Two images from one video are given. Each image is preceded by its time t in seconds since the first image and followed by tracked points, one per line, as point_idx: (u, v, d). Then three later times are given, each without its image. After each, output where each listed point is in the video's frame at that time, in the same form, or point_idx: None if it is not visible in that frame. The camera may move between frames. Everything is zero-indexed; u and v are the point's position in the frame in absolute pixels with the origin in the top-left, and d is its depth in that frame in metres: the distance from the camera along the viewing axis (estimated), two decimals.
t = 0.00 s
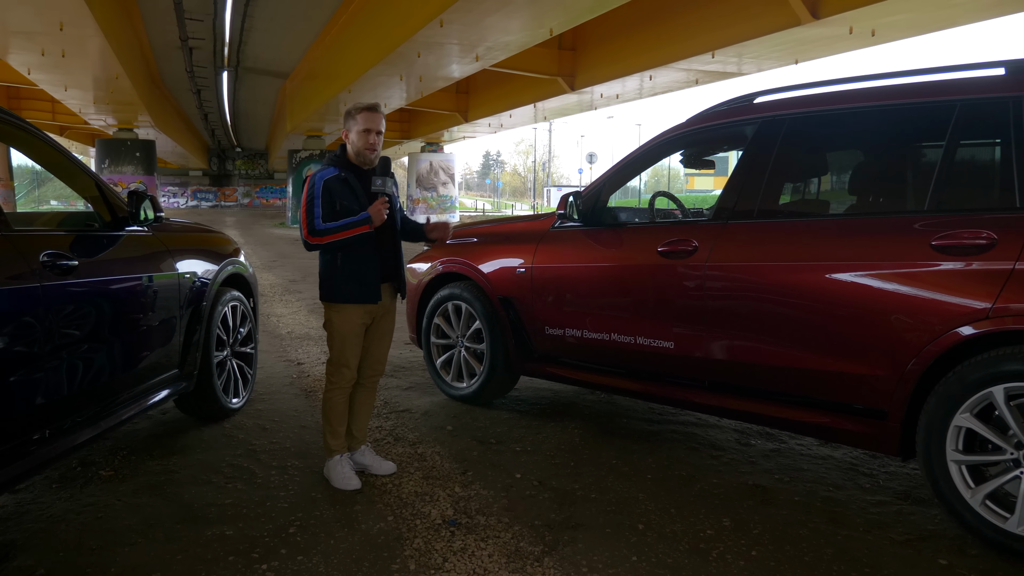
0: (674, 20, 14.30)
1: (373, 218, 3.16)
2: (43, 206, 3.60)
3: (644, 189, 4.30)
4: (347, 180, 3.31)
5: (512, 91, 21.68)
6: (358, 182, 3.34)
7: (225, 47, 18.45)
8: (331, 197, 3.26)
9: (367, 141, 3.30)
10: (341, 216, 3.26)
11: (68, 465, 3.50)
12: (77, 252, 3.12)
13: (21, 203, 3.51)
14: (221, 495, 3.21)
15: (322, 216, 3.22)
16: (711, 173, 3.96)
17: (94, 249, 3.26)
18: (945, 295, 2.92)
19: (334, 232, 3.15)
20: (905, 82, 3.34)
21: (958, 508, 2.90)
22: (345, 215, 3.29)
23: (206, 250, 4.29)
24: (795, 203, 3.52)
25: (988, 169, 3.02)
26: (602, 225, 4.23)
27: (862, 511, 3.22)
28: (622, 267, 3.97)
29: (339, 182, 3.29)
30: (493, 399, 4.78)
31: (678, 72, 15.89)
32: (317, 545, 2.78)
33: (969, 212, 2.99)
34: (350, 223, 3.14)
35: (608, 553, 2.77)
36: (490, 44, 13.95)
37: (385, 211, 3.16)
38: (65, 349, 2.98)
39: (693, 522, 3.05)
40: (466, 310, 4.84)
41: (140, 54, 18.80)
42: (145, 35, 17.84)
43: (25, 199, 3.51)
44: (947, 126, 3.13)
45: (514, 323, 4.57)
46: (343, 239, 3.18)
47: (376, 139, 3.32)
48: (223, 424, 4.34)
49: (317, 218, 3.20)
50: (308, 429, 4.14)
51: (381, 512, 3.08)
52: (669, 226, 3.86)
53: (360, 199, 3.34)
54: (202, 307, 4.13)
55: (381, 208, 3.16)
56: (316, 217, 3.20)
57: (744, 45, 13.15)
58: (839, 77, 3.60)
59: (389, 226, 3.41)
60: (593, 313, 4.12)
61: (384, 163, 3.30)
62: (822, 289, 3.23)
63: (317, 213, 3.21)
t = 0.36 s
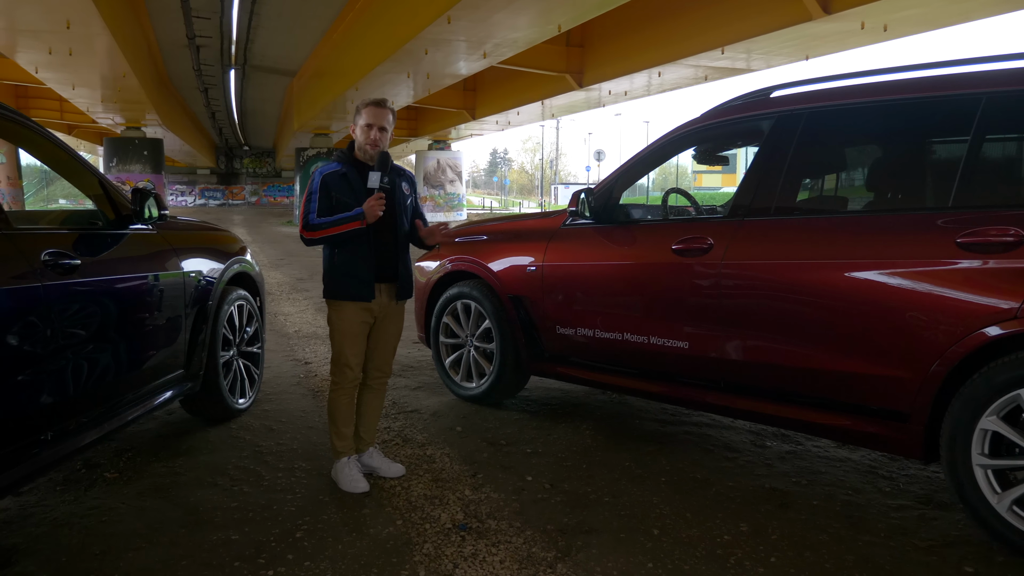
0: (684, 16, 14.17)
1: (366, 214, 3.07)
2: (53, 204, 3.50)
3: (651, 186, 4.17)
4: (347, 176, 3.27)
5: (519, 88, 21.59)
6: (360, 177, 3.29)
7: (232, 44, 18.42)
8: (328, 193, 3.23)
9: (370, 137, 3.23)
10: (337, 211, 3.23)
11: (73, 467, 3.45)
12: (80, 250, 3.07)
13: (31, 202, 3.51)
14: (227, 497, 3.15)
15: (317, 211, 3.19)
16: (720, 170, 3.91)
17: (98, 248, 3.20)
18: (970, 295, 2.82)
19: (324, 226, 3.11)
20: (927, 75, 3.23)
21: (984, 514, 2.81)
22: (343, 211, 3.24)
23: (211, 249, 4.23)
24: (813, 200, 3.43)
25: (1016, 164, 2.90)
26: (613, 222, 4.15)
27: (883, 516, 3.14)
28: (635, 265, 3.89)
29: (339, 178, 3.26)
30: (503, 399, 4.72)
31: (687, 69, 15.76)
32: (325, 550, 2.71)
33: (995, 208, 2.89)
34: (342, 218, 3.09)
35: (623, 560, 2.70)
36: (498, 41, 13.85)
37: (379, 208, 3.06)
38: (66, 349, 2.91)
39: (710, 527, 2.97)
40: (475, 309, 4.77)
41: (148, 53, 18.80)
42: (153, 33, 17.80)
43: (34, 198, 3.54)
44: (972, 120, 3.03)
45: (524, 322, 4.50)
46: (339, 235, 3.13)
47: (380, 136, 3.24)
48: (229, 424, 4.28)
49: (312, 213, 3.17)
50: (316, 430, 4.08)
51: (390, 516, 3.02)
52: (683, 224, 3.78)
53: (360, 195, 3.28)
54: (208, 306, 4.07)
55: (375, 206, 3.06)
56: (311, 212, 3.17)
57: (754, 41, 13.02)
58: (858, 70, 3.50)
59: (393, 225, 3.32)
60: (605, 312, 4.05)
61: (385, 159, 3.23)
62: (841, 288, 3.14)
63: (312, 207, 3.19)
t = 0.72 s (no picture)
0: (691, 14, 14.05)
1: (378, 213, 3.00)
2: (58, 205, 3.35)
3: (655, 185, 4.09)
4: (355, 173, 3.19)
5: (524, 88, 21.52)
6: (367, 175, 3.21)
7: (237, 45, 18.40)
8: (336, 190, 3.14)
9: (381, 135, 3.16)
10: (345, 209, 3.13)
11: (72, 472, 3.39)
12: (80, 250, 3.00)
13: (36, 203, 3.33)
14: (228, 503, 3.08)
15: (325, 208, 3.10)
16: (725, 168, 3.82)
17: (97, 248, 3.13)
18: (992, 295, 2.72)
19: (334, 225, 3.02)
20: (945, 68, 3.13)
21: (1008, 521, 2.71)
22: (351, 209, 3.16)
23: (212, 249, 4.16)
24: (828, 197, 3.34)
25: None
26: (622, 221, 4.07)
27: (902, 522, 3.04)
28: (644, 264, 3.81)
29: (346, 175, 3.17)
30: (509, 402, 4.64)
31: (693, 67, 15.66)
32: (327, 558, 2.64)
33: (1018, 204, 2.78)
34: (353, 216, 3.00)
35: (634, 568, 2.62)
36: (503, 40, 13.78)
37: (391, 206, 2.98)
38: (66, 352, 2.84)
39: (723, 534, 2.89)
40: (481, 309, 4.69)
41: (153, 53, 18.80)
42: (158, 33, 17.79)
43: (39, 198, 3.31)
44: (992, 114, 2.92)
45: (531, 323, 4.42)
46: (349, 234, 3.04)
47: (389, 133, 3.17)
48: (231, 428, 4.22)
49: (320, 210, 3.08)
50: (319, 433, 4.01)
51: (394, 523, 2.94)
52: (694, 223, 3.70)
53: (368, 193, 3.20)
54: (210, 307, 4.00)
55: (387, 204, 2.99)
56: (319, 209, 3.08)
57: (761, 38, 12.91)
58: (873, 63, 3.40)
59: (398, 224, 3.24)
60: (613, 312, 3.97)
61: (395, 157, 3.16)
62: (858, 287, 3.05)
63: (320, 205, 3.10)
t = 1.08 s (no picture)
0: (696, 18, 14.00)
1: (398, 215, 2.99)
2: (63, 208, 3.40)
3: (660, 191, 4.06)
4: (363, 175, 3.12)
5: (529, 92, 21.49)
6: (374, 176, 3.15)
7: (241, 48, 18.41)
8: (348, 193, 3.05)
9: (386, 135, 3.11)
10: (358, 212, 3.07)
11: (66, 478, 3.33)
12: (73, 253, 2.93)
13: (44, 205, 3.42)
14: (223, 511, 3.02)
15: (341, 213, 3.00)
16: (729, 174, 3.80)
17: (93, 250, 3.07)
18: (1007, 301, 2.63)
19: (356, 230, 2.96)
20: (958, 69, 3.05)
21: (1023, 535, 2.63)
22: (364, 212, 3.09)
23: (210, 252, 4.09)
24: (837, 202, 3.27)
25: None
26: (627, 225, 4.02)
27: (914, 534, 2.96)
28: (648, 269, 3.75)
29: (356, 178, 3.09)
30: (512, 407, 4.57)
31: (698, 72, 15.60)
32: (322, 569, 2.57)
33: None
34: (374, 220, 2.96)
35: None
36: (507, 44, 13.74)
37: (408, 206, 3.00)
38: (61, 356, 2.78)
39: (730, 545, 2.81)
40: (483, 314, 4.63)
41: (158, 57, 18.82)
42: (163, 37, 17.81)
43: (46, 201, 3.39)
44: (1007, 116, 2.83)
45: (534, 328, 4.36)
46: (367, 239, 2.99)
47: (395, 134, 3.13)
48: (229, 433, 4.16)
49: (337, 215, 2.98)
50: (319, 439, 3.96)
51: (393, 532, 2.88)
52: (702, 226, 3.63)
53: (376, 195, 3.15)
54: (208, 311, 3.94)
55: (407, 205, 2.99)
56: (336, 214, 2.98)
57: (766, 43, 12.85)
58: (883, 65, 3.33)
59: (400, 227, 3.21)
60: (617, 317, 3.90)
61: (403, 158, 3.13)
62: (868, 293, 2.98)
63: (336, 209, 2.99)
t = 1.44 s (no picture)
0: (700, 18, 13.92)
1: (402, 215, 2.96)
2: (68, 207, 3.28)
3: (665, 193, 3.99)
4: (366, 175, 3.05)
5: (533, 92, 21.43)
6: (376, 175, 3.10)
7: (245, 48, 18.39)
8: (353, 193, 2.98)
9: (384, 132, 3.06)
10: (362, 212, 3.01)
11: (62, 482, 3.29)
12: (70, 252, 2.88)
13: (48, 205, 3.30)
14: (219, 516, 2.97)
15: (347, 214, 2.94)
16: (734, 174, 3.70)
17: (88, 251, 3.02)
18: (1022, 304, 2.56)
19: (364, 231, 2.90)
20: (971, 65, 2.98)
21: None
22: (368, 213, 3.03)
23: (208, 252, 4.04)
24: (847, 201, 3.20)
25: None
26: (632, 225, 3.95)
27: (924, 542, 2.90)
28: (653, 270, 3.68)
29: (359, 177, 3.02)
30: (514, 410, 4.51)
31: (702, 72, 15.52)
32: None
33: None
34: (381, 220, 2.91)
35: None
36: (511, 43, 13.69)
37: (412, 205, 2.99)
38: (58, 356, 2.74)
39: (736, 553, 2.75)
40: (485, 315, 4.58)
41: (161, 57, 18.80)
42: (166, 36, 17.78)
43: (50, 201, 3.28)
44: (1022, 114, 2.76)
45: (537, 329, 4.30)
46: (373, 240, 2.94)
47: (393, 131, 3.09)
48: (228, 436, 4.11)
49: (343, 216, 2.91)
50: (318, 442, 3.91)
51: (393, 538, 2.82)
52: (708, 227, 3.56)
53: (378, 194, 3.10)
54: (206, 311, 3.89)
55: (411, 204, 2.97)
56: (342, 215, 2.91)
57: (771, 42, 12.77)
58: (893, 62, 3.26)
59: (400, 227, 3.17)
60: (621, 319, 3.84)
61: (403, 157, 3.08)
62: (878, 295, 2.91)
63: (342, 210, 2.92)
